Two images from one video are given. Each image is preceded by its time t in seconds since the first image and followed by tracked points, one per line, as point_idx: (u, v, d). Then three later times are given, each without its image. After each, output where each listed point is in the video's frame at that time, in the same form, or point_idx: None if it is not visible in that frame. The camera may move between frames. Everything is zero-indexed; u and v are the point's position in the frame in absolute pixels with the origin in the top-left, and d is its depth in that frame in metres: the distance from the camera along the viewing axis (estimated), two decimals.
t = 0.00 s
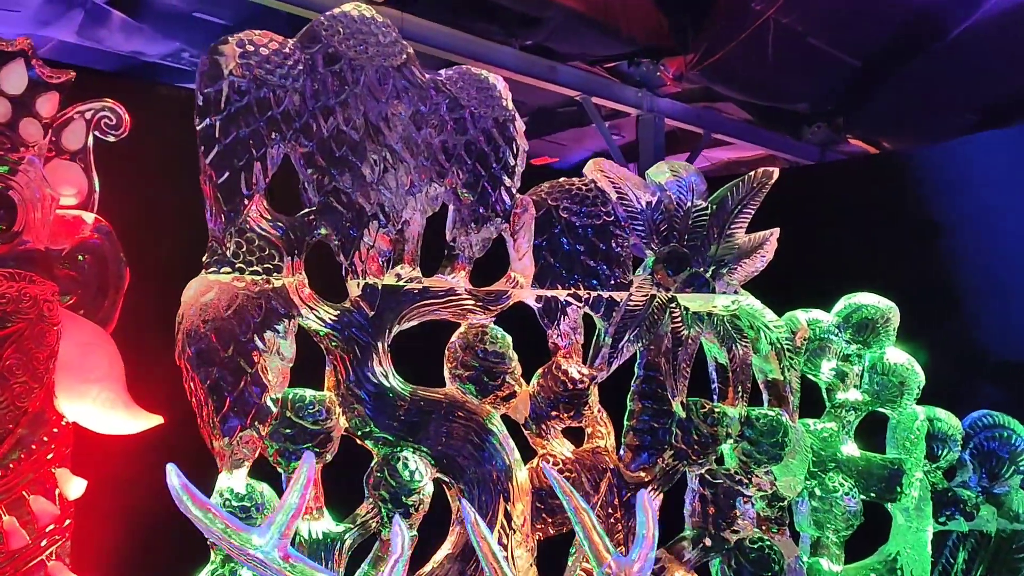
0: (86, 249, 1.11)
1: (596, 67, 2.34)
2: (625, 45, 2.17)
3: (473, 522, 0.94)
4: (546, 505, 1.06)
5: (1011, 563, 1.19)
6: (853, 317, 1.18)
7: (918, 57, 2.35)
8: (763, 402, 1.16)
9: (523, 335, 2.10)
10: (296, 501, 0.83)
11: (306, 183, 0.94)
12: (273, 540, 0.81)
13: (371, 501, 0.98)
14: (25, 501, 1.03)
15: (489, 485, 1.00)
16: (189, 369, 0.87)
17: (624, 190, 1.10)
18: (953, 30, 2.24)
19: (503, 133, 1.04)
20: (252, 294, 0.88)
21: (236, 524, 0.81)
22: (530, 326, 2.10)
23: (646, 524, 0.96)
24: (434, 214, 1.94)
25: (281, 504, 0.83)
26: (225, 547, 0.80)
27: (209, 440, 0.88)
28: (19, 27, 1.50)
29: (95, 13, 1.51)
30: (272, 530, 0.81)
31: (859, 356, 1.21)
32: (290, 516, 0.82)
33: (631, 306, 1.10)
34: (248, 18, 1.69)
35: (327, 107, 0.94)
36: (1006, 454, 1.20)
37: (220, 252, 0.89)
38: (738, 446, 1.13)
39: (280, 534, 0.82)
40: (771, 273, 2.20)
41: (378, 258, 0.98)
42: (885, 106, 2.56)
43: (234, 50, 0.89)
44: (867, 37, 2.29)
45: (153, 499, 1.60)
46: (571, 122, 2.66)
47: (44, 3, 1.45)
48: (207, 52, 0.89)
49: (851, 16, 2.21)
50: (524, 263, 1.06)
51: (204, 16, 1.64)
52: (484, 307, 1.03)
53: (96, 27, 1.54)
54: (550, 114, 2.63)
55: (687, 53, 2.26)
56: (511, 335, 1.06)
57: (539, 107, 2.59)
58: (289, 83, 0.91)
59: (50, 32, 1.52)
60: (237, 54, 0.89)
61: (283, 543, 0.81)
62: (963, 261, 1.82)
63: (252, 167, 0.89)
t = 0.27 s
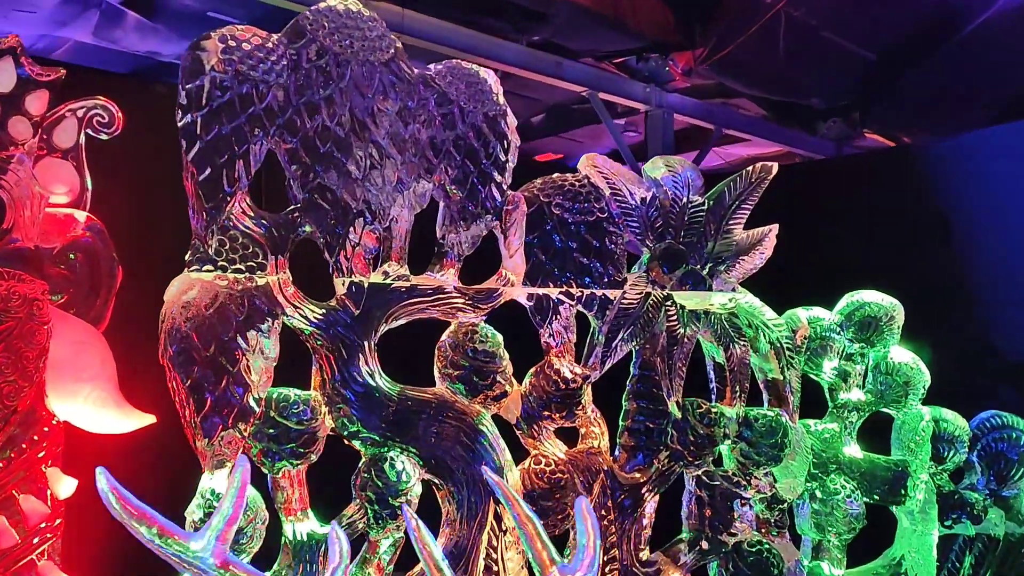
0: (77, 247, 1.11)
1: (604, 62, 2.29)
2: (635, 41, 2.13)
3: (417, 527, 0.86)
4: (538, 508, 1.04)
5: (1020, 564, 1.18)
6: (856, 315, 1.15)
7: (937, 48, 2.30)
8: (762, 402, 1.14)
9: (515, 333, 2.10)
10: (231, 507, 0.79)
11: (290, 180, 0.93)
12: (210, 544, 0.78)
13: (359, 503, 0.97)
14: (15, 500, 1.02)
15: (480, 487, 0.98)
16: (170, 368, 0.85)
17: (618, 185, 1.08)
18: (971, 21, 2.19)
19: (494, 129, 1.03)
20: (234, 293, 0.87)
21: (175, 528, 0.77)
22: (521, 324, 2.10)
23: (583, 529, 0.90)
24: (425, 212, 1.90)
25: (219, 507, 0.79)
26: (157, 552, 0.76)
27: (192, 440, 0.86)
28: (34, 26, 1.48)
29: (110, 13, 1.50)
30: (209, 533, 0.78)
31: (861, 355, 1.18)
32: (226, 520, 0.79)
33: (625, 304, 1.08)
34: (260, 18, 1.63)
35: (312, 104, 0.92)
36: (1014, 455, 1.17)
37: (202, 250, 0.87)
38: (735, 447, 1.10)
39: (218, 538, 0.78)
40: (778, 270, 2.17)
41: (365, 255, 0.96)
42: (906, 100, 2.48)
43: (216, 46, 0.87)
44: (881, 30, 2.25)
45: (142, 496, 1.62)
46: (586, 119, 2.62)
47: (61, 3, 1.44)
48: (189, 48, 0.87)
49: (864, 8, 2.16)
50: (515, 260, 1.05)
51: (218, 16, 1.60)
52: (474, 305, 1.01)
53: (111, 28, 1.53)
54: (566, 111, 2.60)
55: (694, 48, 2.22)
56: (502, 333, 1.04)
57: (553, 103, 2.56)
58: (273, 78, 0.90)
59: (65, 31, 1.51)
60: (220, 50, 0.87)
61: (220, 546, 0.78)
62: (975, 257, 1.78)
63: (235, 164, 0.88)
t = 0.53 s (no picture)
0: (72, 244, 1.11)
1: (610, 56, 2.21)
2: (642, 35, 2.10)
3: (370, 534, 0.87)
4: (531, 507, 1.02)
5: None
6: (860, 311, 1.13)
7: (958, 36, 2.25)
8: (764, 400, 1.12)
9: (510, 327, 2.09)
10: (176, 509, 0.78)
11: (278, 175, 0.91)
12: (155, 545, 0.78)
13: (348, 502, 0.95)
14: (6, 494, 1.03)
15: (472, 486, 0.97)
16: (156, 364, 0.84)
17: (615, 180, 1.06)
18: (990, 11, 2.13)
19: (487, 123, 1.01)
20: (219, 289, 0.85)
21: (120, 530, 0.77)
22: (514, 320, 2.10)
23: (530, 533, 0.91)
24: (420, 208, 1.96)
25: (163, 508, 0.79)
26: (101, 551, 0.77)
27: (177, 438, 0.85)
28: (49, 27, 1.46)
29: (125, 12, 1.49)
30: (154, 535, 0.78)
31: (865, 351, 1.16)
32: (171, 521, 0.78)
33: (622, 299, 1.06)
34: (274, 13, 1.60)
35: (301, 98, 0.91)
36: None
37: (189, 246, 0.86)
38: (735, 446, 1.08)
39: (162, 539, 0.78)
40: (788, 263, 2.12)
41: (355, 251, 0.95)
42: (921, 89, 2.44)
43: (202, 40, 0.86)
44: (897, 21, 2.20)
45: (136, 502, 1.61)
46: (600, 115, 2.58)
47: (76, 3, 1.42)
48: (175, 42, 0.86)
49: None
50: (509, 255, 1.03)
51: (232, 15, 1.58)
52: (467, 302, 1.00)
53: (126, 26, 1.52)
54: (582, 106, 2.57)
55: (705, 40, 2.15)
56: (495, 329, 1.03)
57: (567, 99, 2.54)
58: (261, 71, 0.89)
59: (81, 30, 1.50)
60: (206, 43, 0.86)
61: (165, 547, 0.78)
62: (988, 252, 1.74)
63: (221, 159, 0.86)
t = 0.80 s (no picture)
0: (65, 239, 1.10)
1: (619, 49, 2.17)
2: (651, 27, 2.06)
3: (323, 529, 0.81)
4: (529, 506, 1.00)
5: None
6: (868, 306, 1.10)
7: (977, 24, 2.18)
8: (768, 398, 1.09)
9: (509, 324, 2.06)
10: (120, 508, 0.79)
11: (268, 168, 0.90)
12: (100, 544, 0.79)
13: (341, 499, 0.94)
14: None
15: (468, 484, 0.95)
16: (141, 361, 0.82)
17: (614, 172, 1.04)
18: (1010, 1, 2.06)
19: (482, 114, 0.99)
20: (207, 284, 0.83)
21: (67, 532, 0.78)
22: (513, 315, 2.06)
23: (484, 532, 0.84)
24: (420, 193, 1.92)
25: (112, 507, 0.80)
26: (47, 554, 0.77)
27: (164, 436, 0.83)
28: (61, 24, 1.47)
29: (136, 10, 1.48)
30: (99, 535, 0.79)
31: (874, 347, 1.12)
32: (119, 518, 0.80)
33: (623, 294, 1.03)
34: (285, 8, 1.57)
35: (291, 89, 0.89)
36: None
37: (177, 239, 0.85)
38: (739, 445, 1.06)
39: (109, 538, 0.79)
40: (800, 256, 2.07)
41: (348, 245, 0.93)
42: (937, 80, 2.37)
43: (189, 29, 0.84)
44: (913, 12, 2.14)
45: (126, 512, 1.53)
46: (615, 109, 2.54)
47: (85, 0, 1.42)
48: (162, 32, 0.84)
49: None
50: (506, 249, 1.01)
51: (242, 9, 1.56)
52: (463, 297, 0.98)
53: (138, 24, 1.51)
54: (596, 102, 2.51)
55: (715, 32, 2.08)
56: (491, 324, 1.01)
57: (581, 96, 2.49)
58: (249, 62, 0.87)
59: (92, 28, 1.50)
60: (193, 33, 0.84)
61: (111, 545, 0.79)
62: (1001, 249, 1.69)
63: (209, 152, 0.85)
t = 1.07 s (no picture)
0: (69, 235, 1.09)
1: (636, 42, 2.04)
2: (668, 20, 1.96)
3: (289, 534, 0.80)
4: (536, 507, 0.97)
5: None
6: (887, 301, 1.06)
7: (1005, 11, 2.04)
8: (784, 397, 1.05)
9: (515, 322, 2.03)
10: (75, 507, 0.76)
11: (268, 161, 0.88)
12: (58, 547, 0.75)
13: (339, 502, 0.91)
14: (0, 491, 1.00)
15: (472, 484, 0.92)
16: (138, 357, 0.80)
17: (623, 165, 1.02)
18: None
19: (487, 105, 0.96)
20: (204, 279, 0.81)
21: (20, 535, 0.74)
22: (520, 313, 2.03)
23: (451, 537, 0.81)
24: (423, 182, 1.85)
25: (66, 510, 0.76)
26: None
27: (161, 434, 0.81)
28: (81, 24, 1.42)
29: (158, 8, 1.42)
30: (55, 536, 0.75)
31: (894, 344, 1.09)
32: (76, 520, 0.76)
33: (632, 289, 1.01)
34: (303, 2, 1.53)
35: (291, 80, 0.87)
36: None
37: (174, 234, 0.83)
38: (754, 446, 1.02)
39: (65, 541, 0.75)
40: (817, 249, 2.02)
41: (350, 240, 0.91)
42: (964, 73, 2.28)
43: (186, 19, 0.83)
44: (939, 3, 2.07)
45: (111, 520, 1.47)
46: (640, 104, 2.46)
47: (105, 0, 1.36)
48: (159, 22, 0.83)
49: None
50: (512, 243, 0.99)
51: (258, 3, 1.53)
52: (468, 292, 0.96)
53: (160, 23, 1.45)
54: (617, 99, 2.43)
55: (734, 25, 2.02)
56: (497, 321, 0.98)
57: (602, 93, 2.42)
58: (248, 52, 0.85)
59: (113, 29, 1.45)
60: (190, 23, 0.83)
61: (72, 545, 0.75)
62: None
63: (206, 145, 0.83)
